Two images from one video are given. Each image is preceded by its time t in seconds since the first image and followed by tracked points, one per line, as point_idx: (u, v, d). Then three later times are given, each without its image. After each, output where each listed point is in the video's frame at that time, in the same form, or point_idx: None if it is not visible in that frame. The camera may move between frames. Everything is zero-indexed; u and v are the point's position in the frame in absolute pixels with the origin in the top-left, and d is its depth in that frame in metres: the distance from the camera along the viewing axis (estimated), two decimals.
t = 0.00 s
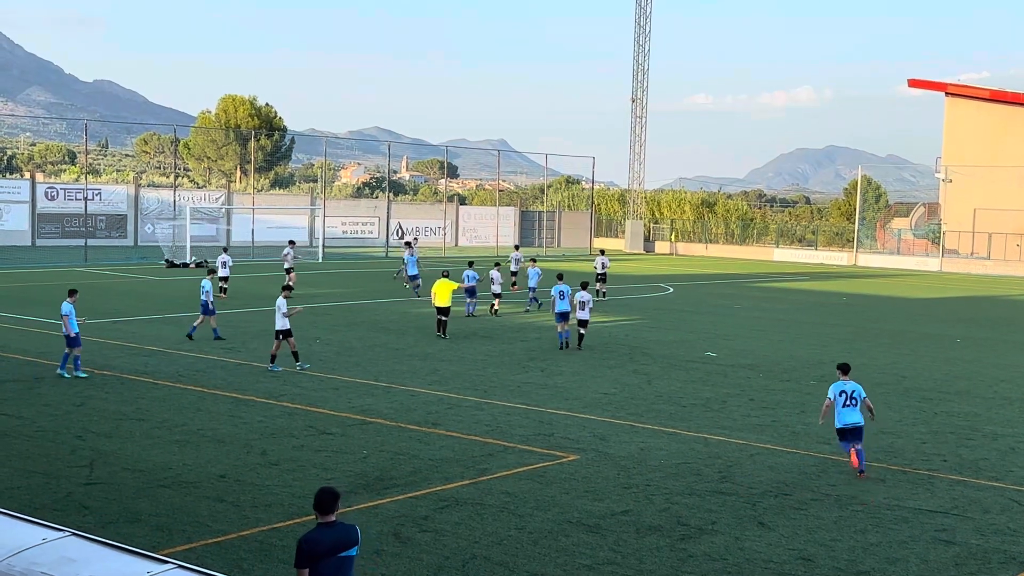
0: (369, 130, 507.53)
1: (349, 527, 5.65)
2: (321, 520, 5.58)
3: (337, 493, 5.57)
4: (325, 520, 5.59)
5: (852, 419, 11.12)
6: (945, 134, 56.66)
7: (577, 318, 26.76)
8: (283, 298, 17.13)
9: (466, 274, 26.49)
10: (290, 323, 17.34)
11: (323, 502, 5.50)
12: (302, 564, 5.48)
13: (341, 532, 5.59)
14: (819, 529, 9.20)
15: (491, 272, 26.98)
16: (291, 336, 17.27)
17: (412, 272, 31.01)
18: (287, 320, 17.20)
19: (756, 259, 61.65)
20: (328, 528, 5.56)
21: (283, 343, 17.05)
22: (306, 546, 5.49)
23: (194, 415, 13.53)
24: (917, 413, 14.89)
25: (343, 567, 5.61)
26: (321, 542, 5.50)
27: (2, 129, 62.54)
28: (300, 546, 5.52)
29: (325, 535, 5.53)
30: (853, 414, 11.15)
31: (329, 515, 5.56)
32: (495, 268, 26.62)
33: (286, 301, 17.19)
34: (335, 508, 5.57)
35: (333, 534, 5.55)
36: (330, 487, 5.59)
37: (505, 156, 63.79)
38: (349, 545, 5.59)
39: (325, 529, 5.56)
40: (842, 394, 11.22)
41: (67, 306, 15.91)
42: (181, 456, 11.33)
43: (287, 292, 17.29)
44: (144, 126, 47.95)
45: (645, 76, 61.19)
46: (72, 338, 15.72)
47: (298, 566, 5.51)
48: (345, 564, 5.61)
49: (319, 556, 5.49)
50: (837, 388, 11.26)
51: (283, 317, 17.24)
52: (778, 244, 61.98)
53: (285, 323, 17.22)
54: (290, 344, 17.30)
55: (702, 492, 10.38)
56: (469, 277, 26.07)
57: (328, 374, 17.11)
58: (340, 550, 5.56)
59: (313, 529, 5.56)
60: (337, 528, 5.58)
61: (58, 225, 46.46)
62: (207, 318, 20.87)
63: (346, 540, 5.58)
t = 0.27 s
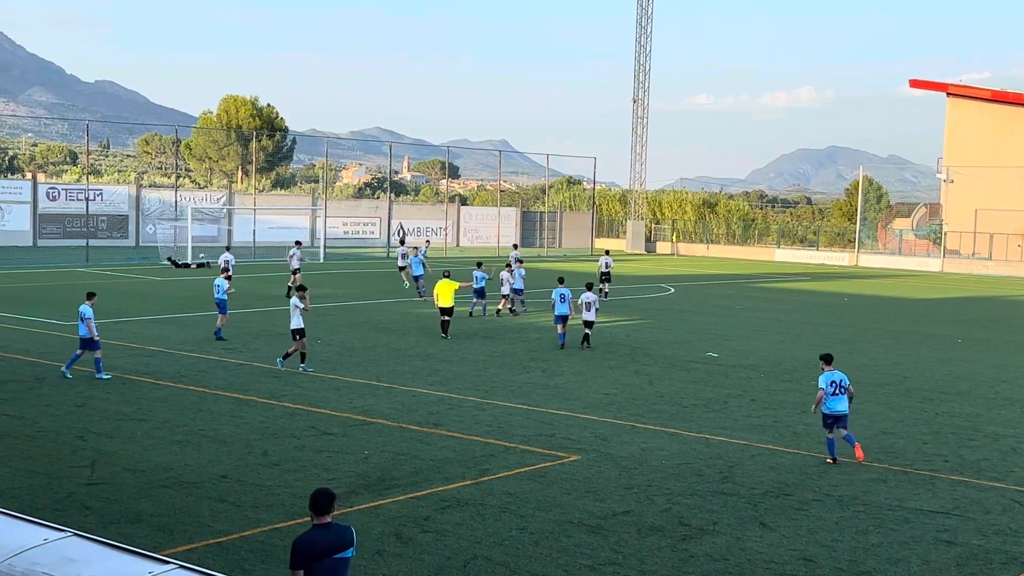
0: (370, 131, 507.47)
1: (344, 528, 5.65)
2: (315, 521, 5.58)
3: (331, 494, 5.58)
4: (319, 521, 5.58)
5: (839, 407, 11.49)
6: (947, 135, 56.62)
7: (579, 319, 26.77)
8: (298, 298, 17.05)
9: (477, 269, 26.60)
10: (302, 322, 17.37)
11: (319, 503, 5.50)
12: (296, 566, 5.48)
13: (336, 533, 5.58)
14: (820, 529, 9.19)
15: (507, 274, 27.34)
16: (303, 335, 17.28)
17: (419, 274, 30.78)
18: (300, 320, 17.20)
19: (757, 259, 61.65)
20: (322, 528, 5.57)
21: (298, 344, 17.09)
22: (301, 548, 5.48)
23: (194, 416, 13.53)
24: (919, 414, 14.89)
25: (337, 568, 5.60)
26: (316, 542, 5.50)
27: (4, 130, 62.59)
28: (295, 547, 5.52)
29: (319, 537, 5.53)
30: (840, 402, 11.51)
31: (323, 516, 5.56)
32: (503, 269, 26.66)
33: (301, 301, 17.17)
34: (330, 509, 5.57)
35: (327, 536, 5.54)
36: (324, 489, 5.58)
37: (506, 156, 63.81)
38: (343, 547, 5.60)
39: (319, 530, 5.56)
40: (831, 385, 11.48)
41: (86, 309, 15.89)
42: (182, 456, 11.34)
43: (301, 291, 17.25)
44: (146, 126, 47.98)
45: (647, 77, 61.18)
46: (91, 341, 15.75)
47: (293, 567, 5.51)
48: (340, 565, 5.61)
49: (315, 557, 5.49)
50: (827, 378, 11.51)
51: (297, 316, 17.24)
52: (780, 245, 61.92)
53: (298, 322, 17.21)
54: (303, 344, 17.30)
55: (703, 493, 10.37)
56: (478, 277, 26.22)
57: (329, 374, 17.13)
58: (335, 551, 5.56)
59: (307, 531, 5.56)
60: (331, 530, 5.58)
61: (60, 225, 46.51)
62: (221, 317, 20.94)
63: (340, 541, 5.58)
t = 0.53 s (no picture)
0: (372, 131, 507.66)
1: (340, 529, 5.66)
2: (311, 522, 5.59)
3: (327, 495, 5.58)
4: (315, 522, 5.60)
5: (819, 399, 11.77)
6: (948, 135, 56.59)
7: (580, 319, 26.79)
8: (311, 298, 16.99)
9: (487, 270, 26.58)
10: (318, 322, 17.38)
11: (315, 504, 5.51)
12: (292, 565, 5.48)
13: (332, 533, 5.59)
14: (822, 530, 9.19)
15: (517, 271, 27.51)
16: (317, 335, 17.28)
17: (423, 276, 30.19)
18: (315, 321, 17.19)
19: (758, 260, 61.68)
20: (318, 529, 5.57)
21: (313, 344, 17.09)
22: (297, 547, 5.49)
23: (196, 416, 13.55)
24: (920, 414, 14.89)
25: (333, 569, 5.60)
26: (312, 543, 5.51)
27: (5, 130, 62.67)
28: (291, 547, 5.53)
29: (315, 537, 5.54)
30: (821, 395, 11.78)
31: (319, 517, 5.57)
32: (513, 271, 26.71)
33: (313, 300, 17.10)
34: (326, 510, 5.58)
35: (324, 536, 5.55)
36: (321, 489, 5.59)
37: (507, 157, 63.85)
38: (339, 547, 5.60)
39: (315, 530, 5.57)
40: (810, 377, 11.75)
41: (105, 305, 15.94)
42: (184, 456, 11.34)
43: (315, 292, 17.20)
44: (147, 126, 48.02)
45: (648, 77, 61.17)
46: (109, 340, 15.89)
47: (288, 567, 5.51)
48: (336, 566, 5.62)
49: (310, 557, 5.49)
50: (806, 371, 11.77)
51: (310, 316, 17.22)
52: (781, 245, 61.88)
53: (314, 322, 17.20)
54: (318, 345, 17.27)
55: (704, 493, 10.38)
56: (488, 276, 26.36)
57: (331, 375, 17.15)
58: (331, 552, 5.56)
59: (303, 532, 5.56)
60: (327, 530, 5.58)
61: (62, 226, 46.59)
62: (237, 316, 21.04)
63: (336, 542, 5.58)
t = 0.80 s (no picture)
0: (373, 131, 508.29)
1: (339, 529, 5.65)
2: (311, 522, 5.59)
3: (327, 496, 5.59)
4: (315, 523, 5.60)
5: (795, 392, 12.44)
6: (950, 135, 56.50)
7: (582, 319, 26.84)
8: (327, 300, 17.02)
9: (489, 271, 26.43)
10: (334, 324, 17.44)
11: (315, 504, 5.52)
12: (290, 566, 5.48)
13: (332, 534, 5.59)
14: (823, 530, 9.19)
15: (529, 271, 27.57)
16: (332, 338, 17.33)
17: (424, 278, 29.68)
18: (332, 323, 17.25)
19: (760, 260, 61.70)
20: (318, 529, 5.58)
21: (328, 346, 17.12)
22: (297, 547, 5.50)
23: (198, 416, 13.56)
24: (922, 414, 14.91)
25: (333, 570, 5.60)
26: (311, 543, 5.51)
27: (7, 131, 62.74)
28: (290, 547, 5.53)
29: (314, 537, 5.54)
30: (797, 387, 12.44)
31: (319, 518, 5.57)
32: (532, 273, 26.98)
33: (329, 303, 17.16)
34: (326, 512, 5.58)
35: (323, 536, 5.55)
36: (320, 491, 5.60)
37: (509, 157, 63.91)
38: (339, 548, 5.60)
39: (314, 531, 5.57)
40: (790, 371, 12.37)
41: (123, 307, 16.03)
42: (185, 456, 11.35)
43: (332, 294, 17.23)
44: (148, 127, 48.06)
45: (649, 78, 61.17)
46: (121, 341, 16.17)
47: (287, 568, 5.51)
48: (336, 566, 5.61)
49: (310, 557, 5.49)
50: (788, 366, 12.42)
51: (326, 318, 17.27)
52: (782, 245, 61.84)
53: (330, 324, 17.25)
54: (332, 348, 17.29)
55: (706, 494, 10.37)
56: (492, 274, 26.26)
57: (331, 375, 17.17)
58: (331, 552, 5.56)
59: (302, 532, 5.57)
60: (327, 531, 5.58)
61: (63, 226, 46.63)
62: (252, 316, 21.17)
63: (336, 542, 5.58)
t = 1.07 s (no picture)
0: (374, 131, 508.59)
1: (339, 529, 5.66)
2: (310, 521, 5.60)
3: (326, 495, 5.59)
4: (315, 521, 5.61)
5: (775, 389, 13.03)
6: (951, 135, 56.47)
7: (583, 320, 26.85)
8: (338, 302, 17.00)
9: (488, 273, 26.32)
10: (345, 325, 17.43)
11: (315, 503, 5.53)
12: (289, 565, 5.49)
13: (332, 533, 5.60)
14: (824, 531, 9.19)
15: (540, 271, 27.59)
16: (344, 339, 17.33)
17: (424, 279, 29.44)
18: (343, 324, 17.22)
19: (761, 260, 61.70)
20: (318, 529, 5.59)
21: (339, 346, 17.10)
22: (296, 546, 5.50)
23: (199, 417, 13.57)
24: (923, 415, 14.91)
25: (333, 569, 5.60)
26: (311, 542, 5.52)
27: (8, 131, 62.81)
28: (290, 547, 5.53)
29: (314, 536, 5.55)
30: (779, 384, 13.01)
31: (319, 517, 5.58)
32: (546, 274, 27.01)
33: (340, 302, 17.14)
34: (326, 510, 5.59)
35: (323, 536, 5.55)
36: (320, 491, 5.60)
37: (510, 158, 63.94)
38: (339, 547, 5.60)
39: (314, 530, 5.58)
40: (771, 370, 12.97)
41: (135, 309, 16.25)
42: (186, 457, 11.35)
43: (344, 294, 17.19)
44: (150, 128, 48.10)
45: (650, 78, 61.19)
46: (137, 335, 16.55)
47: (286, 567, 5.51)
48: (336, 566, 5.61)
49: (309, 557, 5.49)
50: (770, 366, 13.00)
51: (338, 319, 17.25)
52: (783, 245, 61.82)
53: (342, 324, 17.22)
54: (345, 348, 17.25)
55: (706, 494, 10.36)
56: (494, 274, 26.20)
57: (332, 375, 17.18)
58: (330, 551, 5.56)
59: (302, 531, 5.58)
60: (327, 530, 5.59)
61: (64, 226, 46.68)
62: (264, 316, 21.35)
63: (335, 542, 5.59)
